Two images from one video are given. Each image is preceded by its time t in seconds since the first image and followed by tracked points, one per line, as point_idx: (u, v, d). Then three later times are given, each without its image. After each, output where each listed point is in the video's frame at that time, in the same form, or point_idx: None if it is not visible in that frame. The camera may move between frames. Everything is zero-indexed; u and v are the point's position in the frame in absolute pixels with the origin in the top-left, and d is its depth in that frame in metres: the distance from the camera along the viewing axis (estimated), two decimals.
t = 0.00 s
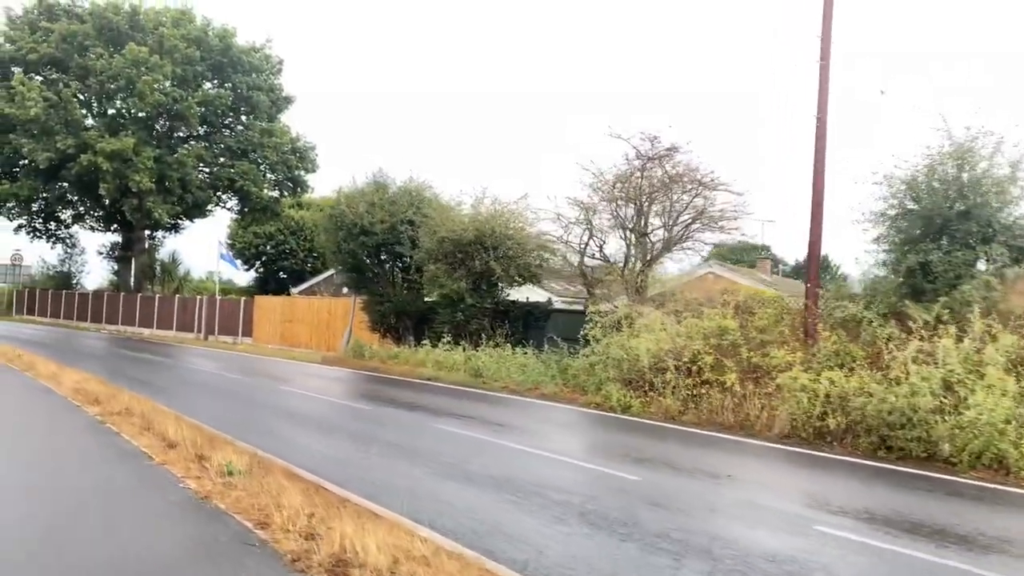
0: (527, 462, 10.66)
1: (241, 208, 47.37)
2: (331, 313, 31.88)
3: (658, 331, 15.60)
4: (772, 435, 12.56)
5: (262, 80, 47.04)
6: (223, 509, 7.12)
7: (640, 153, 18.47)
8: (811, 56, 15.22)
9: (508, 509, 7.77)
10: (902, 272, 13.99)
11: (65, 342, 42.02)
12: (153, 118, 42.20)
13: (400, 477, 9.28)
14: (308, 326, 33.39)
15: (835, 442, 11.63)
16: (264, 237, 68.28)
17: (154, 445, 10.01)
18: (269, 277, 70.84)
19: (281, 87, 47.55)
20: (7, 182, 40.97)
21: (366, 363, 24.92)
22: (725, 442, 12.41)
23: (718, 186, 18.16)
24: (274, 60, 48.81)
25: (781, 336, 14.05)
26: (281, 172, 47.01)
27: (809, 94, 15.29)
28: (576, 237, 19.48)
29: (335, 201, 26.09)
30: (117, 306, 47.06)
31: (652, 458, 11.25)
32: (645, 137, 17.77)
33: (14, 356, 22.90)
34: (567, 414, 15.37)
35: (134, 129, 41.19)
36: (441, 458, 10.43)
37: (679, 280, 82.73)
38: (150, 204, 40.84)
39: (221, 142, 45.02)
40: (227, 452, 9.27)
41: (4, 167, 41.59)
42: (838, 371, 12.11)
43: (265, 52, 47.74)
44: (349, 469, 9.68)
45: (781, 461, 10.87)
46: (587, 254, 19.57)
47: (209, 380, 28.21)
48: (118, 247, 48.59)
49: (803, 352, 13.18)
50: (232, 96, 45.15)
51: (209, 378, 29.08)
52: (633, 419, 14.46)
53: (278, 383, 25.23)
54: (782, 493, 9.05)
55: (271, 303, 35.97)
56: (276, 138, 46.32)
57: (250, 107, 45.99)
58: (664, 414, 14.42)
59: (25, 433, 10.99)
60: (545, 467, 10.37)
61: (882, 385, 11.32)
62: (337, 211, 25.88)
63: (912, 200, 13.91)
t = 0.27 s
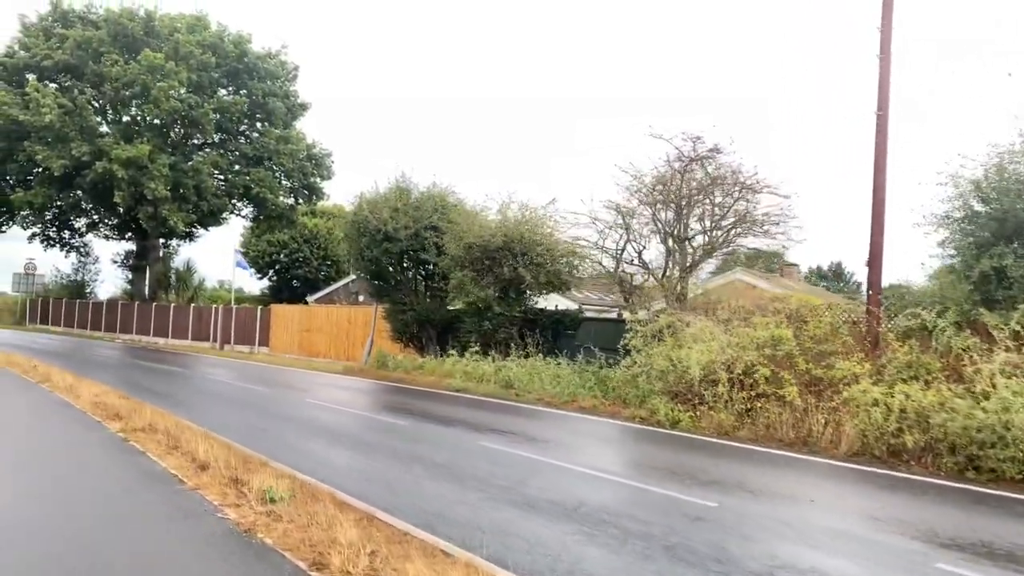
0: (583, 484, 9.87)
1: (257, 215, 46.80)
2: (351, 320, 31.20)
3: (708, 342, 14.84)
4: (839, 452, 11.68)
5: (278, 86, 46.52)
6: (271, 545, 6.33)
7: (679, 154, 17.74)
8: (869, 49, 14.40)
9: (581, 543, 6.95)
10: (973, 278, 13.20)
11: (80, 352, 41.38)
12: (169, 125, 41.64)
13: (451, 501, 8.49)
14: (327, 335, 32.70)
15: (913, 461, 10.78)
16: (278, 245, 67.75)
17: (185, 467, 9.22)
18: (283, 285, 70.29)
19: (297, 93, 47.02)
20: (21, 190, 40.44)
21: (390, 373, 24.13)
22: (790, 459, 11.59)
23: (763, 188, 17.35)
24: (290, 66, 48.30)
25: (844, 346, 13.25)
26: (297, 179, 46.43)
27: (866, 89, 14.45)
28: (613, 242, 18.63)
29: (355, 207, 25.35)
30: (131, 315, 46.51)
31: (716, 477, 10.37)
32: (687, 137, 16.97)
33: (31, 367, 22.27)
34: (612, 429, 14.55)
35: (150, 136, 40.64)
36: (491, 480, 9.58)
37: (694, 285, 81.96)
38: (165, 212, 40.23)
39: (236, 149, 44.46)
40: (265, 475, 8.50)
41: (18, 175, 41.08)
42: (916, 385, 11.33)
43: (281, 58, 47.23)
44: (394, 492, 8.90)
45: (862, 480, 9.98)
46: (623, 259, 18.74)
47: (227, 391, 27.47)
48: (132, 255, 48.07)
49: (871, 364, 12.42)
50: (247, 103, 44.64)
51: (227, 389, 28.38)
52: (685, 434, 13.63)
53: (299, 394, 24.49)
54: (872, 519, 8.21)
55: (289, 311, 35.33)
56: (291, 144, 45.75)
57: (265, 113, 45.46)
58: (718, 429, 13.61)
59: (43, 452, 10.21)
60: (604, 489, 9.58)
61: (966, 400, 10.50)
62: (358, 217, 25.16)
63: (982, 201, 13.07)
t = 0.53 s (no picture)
0: (643, 508, 9.05)
1: (270, 221, 46.17)
2: (368, 327, 30.45)
3: (760, 353, 14.05)
4: (909, 472, 10.85)
5: (292, 90, 45.92)
6: None
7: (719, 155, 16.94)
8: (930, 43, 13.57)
9: None
10: None
11: (90, 360, 40.72)
12: (181, 129, 40.99)
13: (508, 531, 7.68)
14: (343, 342, 31.92)
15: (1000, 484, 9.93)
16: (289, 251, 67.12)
17: (212, 491, 8.41)
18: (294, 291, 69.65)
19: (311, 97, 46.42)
20: (32, 194, 39.81)
21: (412, 383, 23.29)
22: (859, 480, 10.75)
23: (809, 191, 16.53)
24: (303, 70, 47.71)
25: (912, 359, 12.47)
26: (310, 185, 45.80)
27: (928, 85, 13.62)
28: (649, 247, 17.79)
29: (375, 211, 24.58)
30: (142, 321, 45.87)
31: (786, 499, 9.57)
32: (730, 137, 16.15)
33: (42, 376, 21.48)
34: (658, 445, 13.71)
35: (162, 140, 40.00)
36: (545, 504, 8.80)
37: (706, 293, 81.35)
38: (178, 217, 39.55)
39: (249, 153, 43.82)
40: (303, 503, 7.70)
41: (29, 180, 40.46)
42: (999, 402, 10.51)
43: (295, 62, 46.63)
44: (443, 518, 8.08)
45: (949, 505, 9.16)
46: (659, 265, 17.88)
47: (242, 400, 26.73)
48: (143, 261, 47.43)
49: (945, 379, 11.62)
50: (261, 107, 44.03)
51: (241, 398, 27.61)
52: (738, 452, 12.80)
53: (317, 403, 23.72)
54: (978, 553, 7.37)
55: (304, 317, 34.59)
56: (305, 149, 45.14)
57: (279, 118, 44.87)
58: (772, 447, 12.79)
59: (56, 475, 9.40)
60: (669, 515, 8.76)
61: None
62: (378, 221, 24.38)
63: None
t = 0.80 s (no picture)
0: (715, 536, 8.14)
1: (282, 226, 45.48)
2: (385, 334, 29.64)
3: (817, 365, 13.17)
4: (991, 492, 9.87)
5: (304, 94, 45.31)
6: None
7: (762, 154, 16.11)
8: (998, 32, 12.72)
9: None
10: None
11: (99, 367, 39.97)
12: (193, 133, 40.30)
13: (573, 565, 6.81)
14: (359, 350, 31.10)
15: None
16: (299, 257, 66.47)
17: (240, 519, 7.57)
18: (304, 298, 68.97)
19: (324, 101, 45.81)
20: (41, 199, 39.14)
21: (433, 393, 22.40)
22: (940, 500, 9.81)
23: (857, 192, 15.62)
24: (316, 74, 47.13)
25: (991, 371, 11.54)
26: (323, 189, 45.14)
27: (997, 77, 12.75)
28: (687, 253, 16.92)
29: (395, 214, 23.76)
30: (152, 328, 45.15)
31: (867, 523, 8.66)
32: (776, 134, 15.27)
33: (51, 385, 20.63)
34: (708, 462, 12.81)
35: (174, 144, 39.32)
36: (609, 534, 7.94)
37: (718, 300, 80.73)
38: (189, 222, 38.83)
39: (261, 157, 43.13)
40: (344, 535, 6.87)
41: (38, 184, 39.79)
42: None
43: (307, 65, 46.04)
44: (497, 551, 7.20)
45: None
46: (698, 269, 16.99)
47: (256, 410, 25.92)
48: (153, 267, 46.73)
49: None
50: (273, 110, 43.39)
51: (255, 407, 26.79)
52: (798, 469, 11.89)
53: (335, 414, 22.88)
54: None
55: (318, 324, 33.79)
56: (318, 153, 44.50)
57: (291, 122, 44.24)
58: (832, 464, 11.88)
59: (68, 499, 8.53)
60: (746, 543, 7.85)
61: None
62: (398, 225, 23.55)
63: None
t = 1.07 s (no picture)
0: (806, 566, 7.23)
1: (295, 230, 44.80)
2: (404, 339, 28.85)
3: (885, 372, 12.31)
4: None
5: (318, 95, 44.67)
6: None
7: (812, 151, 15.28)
8: None
9: None
10: None
11: (110, 374, 39.26)
12: (206, 134, 39.66)
13: None
14: (377, 355, 30.29)
15: None
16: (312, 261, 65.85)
17: (279, 549, 6.74)
18: (315, 302, 68.33)
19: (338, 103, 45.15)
20: (52, 202, 38.53)
21: (458, 401, 21.52)
22: None
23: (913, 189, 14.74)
24: (330, 75, 46.49)
25: None
26: (338, 192, 44.44)
27: None
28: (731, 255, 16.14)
29: (417, 216, 22.95)
30: (164, 333, 44.49)
31: (972, 551, 7.72)
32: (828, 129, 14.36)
33: (63, 393, 19.84)
34: (766, 477, 11.91)
35: (187, 145, 38.68)
36: (689, 566, 7.04)
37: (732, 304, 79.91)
38: (202, 225, 38.14)
39: (275, 160, 42.46)
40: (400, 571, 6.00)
41: (50, 187, 39.19)
42: None
43: (321, 66, 45.42)
44: None
45: None
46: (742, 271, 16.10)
47: (274, 417, 25.11)
48: (165, 271, 46.09)
49: None
50: (287, 112, 42.76)
51: (271, 415, 26.00)
52: (867, 487, 10.98)
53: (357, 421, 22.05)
54: None
55: (335, 329, 33.04)
56: (332, 155, 43.84)
57: (306, 124, 43.61)
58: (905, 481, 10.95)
59: (87, 526, 7.72)
60: None
61: None
62: (420, 227, 22.74)
63: None
